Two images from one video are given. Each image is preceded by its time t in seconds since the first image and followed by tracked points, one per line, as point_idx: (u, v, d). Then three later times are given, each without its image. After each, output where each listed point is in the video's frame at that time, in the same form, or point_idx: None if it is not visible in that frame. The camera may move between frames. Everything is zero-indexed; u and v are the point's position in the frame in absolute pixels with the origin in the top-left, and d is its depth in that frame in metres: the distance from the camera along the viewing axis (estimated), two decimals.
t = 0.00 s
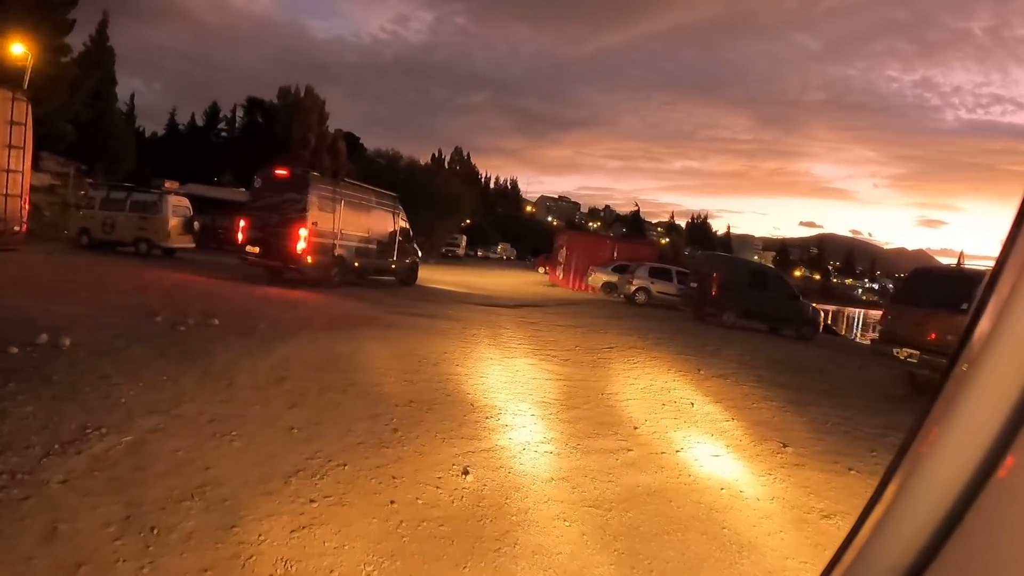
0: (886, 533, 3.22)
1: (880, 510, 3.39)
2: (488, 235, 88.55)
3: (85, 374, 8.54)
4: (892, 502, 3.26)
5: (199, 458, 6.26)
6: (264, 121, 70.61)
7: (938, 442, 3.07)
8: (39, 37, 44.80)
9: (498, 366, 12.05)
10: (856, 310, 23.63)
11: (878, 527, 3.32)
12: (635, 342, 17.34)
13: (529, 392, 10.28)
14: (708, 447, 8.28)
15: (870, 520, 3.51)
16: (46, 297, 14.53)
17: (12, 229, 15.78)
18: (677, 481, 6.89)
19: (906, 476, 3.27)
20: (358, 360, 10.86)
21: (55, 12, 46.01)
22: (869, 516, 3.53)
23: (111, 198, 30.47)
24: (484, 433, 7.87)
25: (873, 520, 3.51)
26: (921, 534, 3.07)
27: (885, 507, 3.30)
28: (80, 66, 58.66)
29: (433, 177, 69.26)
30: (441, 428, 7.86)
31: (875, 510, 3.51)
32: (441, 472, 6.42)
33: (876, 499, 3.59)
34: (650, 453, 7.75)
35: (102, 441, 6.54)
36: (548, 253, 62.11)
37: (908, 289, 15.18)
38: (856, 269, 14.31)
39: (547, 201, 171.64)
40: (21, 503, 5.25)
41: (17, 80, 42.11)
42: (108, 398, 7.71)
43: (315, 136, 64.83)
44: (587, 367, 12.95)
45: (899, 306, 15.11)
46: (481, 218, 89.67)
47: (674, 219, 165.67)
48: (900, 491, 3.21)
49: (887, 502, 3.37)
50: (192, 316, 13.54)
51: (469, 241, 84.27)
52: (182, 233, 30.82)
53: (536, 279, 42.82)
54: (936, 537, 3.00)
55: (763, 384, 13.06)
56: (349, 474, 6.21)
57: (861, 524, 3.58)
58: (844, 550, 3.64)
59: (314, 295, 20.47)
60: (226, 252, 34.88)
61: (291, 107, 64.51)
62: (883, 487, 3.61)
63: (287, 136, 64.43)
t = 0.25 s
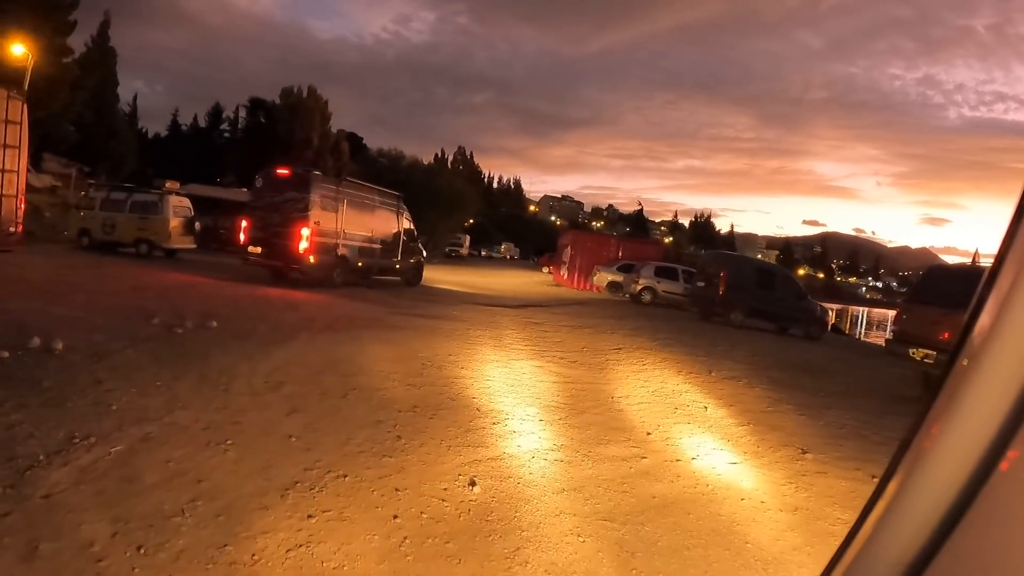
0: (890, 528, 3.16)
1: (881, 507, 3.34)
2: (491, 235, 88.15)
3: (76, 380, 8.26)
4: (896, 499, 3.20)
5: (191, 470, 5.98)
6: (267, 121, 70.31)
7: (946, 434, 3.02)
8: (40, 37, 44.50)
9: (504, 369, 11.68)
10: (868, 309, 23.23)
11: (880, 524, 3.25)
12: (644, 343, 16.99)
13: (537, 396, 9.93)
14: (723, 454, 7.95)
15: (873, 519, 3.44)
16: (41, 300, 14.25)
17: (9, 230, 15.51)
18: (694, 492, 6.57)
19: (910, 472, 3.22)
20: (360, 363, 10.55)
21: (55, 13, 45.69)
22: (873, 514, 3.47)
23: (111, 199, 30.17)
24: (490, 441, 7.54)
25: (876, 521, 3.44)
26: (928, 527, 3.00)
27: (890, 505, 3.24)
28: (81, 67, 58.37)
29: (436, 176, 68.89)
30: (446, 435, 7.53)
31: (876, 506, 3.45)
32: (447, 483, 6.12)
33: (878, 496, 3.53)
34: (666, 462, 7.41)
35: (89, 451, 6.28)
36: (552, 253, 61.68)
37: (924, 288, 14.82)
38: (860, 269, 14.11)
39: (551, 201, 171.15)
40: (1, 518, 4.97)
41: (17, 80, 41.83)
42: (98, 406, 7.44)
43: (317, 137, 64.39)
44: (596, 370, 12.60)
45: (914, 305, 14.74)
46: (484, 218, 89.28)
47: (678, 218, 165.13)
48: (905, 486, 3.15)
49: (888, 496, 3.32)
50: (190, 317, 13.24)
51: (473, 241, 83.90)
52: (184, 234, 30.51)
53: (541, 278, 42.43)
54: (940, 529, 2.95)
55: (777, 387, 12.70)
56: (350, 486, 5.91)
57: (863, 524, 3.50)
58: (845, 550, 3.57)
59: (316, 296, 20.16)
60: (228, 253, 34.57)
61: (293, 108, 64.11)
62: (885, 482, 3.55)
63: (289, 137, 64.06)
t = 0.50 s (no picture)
0: (890, 526, 3.07)
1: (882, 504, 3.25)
2: (495, 234, 87.80)
3: (65, 386, 8.01)
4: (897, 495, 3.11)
5: (179, 486, 5.73)
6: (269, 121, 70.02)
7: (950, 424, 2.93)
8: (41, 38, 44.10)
9: (511, 373, 11.36)
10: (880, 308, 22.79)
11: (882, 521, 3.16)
12: (652, 344, 16.68)
13: (544, 401, 9.62)
14: (738, 462, 7.64)
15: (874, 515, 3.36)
16: (36, 304, 13.97)
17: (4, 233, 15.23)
18: (710, 504, 6.31)
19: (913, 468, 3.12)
20: (360, 367, 10.25)
21: (57, 14, 45.39)
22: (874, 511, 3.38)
23: (111, 200, 29.89)
24: (495, 448, 7.26)
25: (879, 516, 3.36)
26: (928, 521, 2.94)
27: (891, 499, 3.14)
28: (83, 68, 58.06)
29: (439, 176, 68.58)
30: (449, 444, 7.21)
31: (876, 506, 3.34)
32: (450, 496, 5.86)
33: (878, 492, 3.44)
34: (680, 471, 7.13)
35: (73, 465, 6.03)
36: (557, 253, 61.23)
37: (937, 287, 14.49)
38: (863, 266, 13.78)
39: (554, 200, 170.65)
40: None
41: (18, 81, 41.60)
42: (86, 414, 7.19)
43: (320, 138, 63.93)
44: (604, 373, 12.27)
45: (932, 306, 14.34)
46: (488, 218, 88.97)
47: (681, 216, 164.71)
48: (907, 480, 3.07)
49: (889, 497, 3.21)
50: (188, 320, 12.97)
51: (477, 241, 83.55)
52: (185, 235, 30.21)
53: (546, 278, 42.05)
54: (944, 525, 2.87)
55: (789, 389, 12.36)
56: (347, 500, 5.65)
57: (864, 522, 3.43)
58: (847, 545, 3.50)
59: (317, 297, 19.87)
60: (230, 254, 34.26)
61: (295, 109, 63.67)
62: (885, 478, 3.46)
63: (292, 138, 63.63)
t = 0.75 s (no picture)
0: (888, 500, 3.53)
1: (881, 480, 3.72)
2: (505, 235, 87.47)
3: (62, 403, 7.70)
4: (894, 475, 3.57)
5: (178, 508, 5.40)
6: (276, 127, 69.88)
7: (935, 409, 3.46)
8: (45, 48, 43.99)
9: (524, 377, 10.96)
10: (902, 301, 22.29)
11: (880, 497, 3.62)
12: (669, 344, 16.29)
13: (560, 406, 9.25)
14: (768, 470, 7.28)
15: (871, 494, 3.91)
16: (39, 316, 13.69)
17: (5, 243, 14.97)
18: (741, 517, 5.94)
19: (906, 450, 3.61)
20: (369, 375, 9.93)
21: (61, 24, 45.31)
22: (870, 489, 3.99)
23: (117, 209, 29.69)
24: (512, 459, 6.90)
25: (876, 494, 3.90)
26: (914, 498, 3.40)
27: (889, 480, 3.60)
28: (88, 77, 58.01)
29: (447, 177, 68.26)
30: (462, 456, 6.87)
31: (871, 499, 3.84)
32: (465, 515, 5.54)
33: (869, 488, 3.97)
34: (707, 480, 6.76)
35: (67, 487, 5.71)
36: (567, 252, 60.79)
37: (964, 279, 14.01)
38: (873, 258, 13.26)
39: (562, 200, 170.28)
40: None
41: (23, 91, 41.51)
42: (84, 432, 6.88)
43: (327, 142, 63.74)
44: (622, 376, 11.88)
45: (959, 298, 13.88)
46: (497, 218, 88.66)
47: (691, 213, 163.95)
48: (900, 460, 3.54)
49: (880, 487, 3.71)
50: (193, 329, 12.66)
51: (486, 242, 83.22)
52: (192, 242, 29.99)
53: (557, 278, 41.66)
54: (929, 502, 3.30)
55: (813, 388, 11.97)
56: (354, 522, 5.31)
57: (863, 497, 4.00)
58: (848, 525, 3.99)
59: (325, 302, 19.57)
60: (238, 260, 34.03)
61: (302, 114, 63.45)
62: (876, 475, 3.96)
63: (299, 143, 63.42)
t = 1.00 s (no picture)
0: (884, 506, 3.44)
1: (877, 486, 3.64)
2: (509, 234, 87.07)
3: (46, 411, 7.35)
4: (894, 475, 3.45)
5: (163, 529, 5.02)
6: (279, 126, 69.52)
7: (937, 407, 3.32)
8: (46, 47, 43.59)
9: (531, 381, 10.54)
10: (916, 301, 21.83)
11: (876, 503, 3.53)
12: (678, 345, 15.89)
13: (570, 413, 8.84)
14: (792, 482, 6.89)
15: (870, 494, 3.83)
16: (31, 318, 13.31)
17: None
18: (766, 535, 5.55)
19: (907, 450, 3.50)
20: (370, 379, 9.54)
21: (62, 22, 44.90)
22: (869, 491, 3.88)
23: (116, 208, 29.32)
24: (520, 471, 6.51)
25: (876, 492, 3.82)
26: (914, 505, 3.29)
27: (889, 480, 3.48)
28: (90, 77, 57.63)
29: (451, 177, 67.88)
30: (466, 467, 6.49)
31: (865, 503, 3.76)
32: (471, 534, 5.17)
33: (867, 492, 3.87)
34: (728, 494, 6.37)
35: (46, 506, 5.34)
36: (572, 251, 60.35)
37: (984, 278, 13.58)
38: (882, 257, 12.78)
39: (566, 199, 169.81)
40: None
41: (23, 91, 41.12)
42: (69, 444, 6.51)
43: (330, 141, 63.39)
44: (632, 379, 11.45)
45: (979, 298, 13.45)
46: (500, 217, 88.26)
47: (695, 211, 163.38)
48: (900, 458, 3.43)
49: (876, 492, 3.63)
50: (189, 332, 12.28)
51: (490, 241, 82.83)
52: (192, 242, 29.61)
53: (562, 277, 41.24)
54: (929, 502, 3.18)
55: (831, 391, 11.53)
56: (352, 543, 4.94)
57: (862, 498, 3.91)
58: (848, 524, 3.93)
59: (327, 303, 19.19)
60: (239, 260, 33.63)
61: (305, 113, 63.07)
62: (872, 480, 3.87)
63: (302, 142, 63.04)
